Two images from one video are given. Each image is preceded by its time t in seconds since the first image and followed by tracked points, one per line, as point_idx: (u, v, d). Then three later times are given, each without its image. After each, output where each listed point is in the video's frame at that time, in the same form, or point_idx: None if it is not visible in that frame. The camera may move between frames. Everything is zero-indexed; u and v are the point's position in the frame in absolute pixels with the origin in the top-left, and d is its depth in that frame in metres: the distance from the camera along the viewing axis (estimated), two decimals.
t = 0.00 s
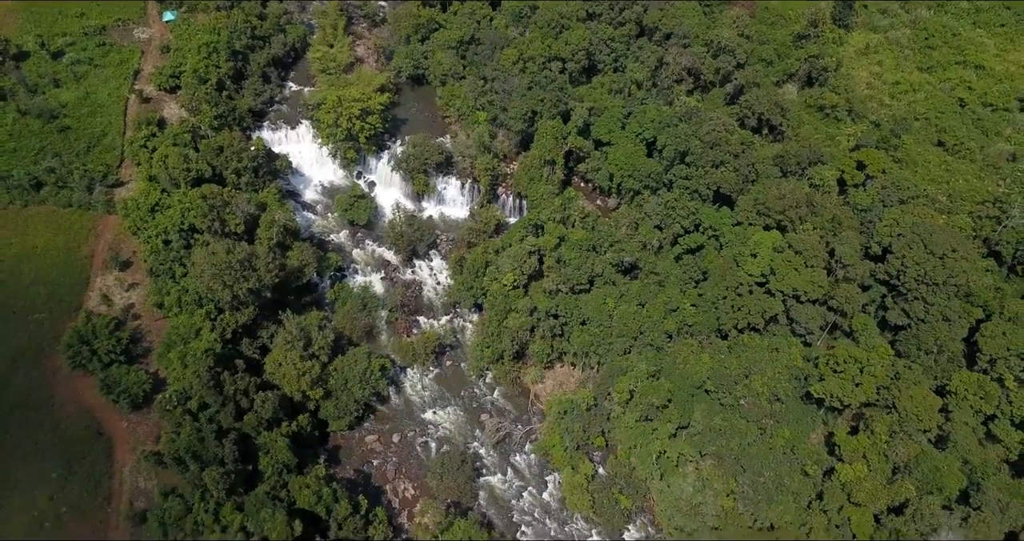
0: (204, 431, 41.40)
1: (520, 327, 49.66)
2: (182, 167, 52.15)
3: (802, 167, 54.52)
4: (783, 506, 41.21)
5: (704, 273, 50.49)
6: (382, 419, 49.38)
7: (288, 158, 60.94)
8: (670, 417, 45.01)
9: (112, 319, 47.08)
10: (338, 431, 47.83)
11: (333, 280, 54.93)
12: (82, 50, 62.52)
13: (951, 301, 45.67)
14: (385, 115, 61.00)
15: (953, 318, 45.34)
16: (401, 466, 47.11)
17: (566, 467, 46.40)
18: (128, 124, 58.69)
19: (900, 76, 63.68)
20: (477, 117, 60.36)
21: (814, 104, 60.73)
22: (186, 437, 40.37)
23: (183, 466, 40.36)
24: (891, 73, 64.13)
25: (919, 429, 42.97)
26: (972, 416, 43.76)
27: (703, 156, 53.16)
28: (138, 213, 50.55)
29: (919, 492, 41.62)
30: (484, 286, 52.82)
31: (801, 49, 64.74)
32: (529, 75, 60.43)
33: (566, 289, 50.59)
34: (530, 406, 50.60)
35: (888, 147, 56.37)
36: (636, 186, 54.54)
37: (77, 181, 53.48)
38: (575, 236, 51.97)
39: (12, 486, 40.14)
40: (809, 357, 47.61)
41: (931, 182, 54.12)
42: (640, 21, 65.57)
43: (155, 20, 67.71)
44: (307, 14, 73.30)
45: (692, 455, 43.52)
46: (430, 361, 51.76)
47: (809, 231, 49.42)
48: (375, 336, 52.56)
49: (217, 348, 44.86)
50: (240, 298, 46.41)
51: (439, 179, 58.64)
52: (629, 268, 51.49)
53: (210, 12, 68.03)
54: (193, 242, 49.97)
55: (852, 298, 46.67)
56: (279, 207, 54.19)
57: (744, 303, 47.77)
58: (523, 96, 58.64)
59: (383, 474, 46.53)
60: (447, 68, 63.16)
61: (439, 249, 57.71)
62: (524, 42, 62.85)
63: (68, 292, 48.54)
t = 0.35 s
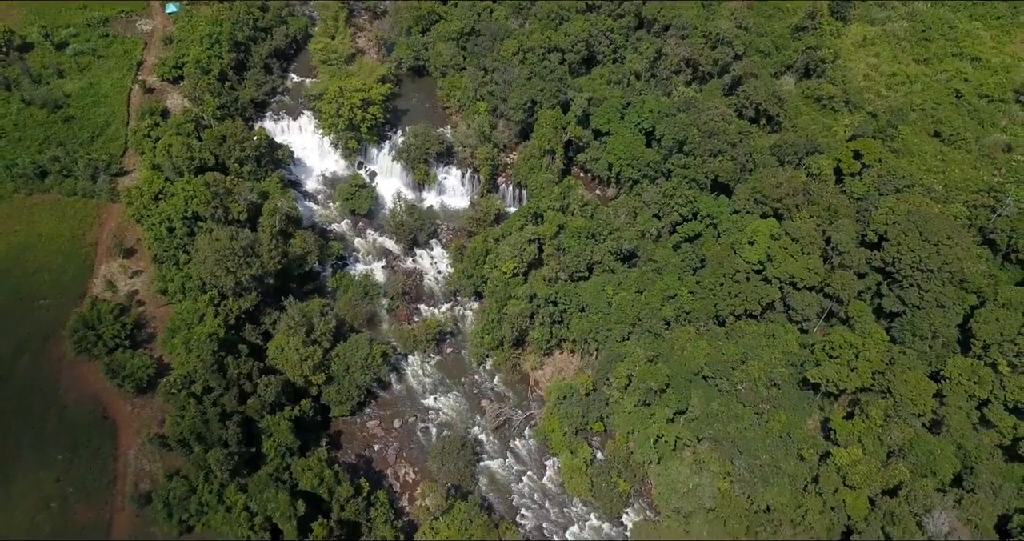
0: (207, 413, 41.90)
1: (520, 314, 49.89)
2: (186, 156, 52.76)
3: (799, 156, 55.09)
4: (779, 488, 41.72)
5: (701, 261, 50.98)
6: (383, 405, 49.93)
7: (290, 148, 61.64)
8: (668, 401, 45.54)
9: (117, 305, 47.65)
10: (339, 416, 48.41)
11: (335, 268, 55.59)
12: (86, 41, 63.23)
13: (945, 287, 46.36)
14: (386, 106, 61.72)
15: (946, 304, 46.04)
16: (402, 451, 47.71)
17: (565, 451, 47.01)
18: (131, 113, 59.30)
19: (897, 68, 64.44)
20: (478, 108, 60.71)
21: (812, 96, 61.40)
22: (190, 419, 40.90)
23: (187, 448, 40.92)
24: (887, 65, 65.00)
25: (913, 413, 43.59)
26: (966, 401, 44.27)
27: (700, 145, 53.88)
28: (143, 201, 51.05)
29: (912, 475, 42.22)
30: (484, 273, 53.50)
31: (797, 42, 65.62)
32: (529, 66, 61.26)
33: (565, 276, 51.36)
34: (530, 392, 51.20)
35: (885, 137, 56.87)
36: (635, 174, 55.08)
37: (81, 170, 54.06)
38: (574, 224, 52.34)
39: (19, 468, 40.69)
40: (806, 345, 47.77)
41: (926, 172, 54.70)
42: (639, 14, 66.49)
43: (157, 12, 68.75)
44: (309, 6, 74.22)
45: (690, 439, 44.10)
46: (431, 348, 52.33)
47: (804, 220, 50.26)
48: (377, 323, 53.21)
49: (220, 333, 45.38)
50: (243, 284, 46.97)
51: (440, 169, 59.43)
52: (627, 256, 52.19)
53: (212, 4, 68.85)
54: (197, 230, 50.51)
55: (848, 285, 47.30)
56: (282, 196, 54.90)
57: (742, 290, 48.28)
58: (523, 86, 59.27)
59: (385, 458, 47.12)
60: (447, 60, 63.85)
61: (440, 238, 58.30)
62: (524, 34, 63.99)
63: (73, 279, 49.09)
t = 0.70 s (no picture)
0: (211, 398, 42.41)
1: (520, 302, 50.40)
2: (189, 146, 53.31)
3: (796, 147, 55.97)
4: (775, 472, 42.27)
5: (699, 250, 51.40)
6: (384, 392, 50.39)
7: (292, 139, 62.03)
8: (665, 388, 46.22)
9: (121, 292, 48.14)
10: (341, 403, 48.92)
11: (337, 258, 56.18)
12: (89, 34, 63.81)
13: (941, 276, 46.83)
14: (387, 98, 62.16)
15: (942, 292, 46.45)
16: (404, 437, 48.24)
17: (564, 437, 47.55)
18: (135, 104, 59.78)
19: (895, 61, 65.01)
20: (478, 99, 61.33)
21: (810, 88, 62.02)
22: (195, 404, 41.38)
23: (191, 432, 41.33)
24: (885, 58, 65.59)
25: (908, 399, 44.01)
26: (961, 388, 44.72)
27: (698, 135, 54.62)
28: (147, 190, 51.79)
29: (908, 460, 42.76)
30: (484, 262, 54.06)
31: (796, 35, 66.20)
32: (528, 58, 61.82)
33: (564, 266, 51.79)
34: (530, 380, 51.74)
35: (881, 128, 57.44)
36: (634, 165, 55.76)
37: (85, 160, 54.57)
38: (573, 214, 53.09)
39: (25, 452, 41.14)
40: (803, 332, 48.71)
41: (922, 163, 55.36)
42: (638, 7, 67.17)
43: (159, 6, 69.29)
44: None
45: (688, 426, 45.14)
46: (432, 336, 52.85)
47: (802, 210, 50.62)
48: (378, 311, 53.67)
49: (224, 320, 45.95)
50: (247, 271, 47.43)
51: (441, 160, 59.71)
52: (626, 245, 52.54)
53: None
54: (200, 219, 50.93)
55: (845, 273, 47.76)
56: (284, 186, 55.42)
57: (740, 278, 48.69)
58: (523, 77, 60.18)
59: (386, 445, 47.66)
60: (448, 52, 64.32)
61: (441, 229, 58.79)
62: (524, 26, 64.89)
63: (77, 267, 49.58)
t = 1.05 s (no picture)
0: (215, 382, 42.92)
1: (520, 289, 51.24)
2: (192, 136, 53.87)
3: (794, 137, 56.76)
4: (772, 455, 42.71)
5: (698, 238, 51.75)
6: (386, 379, 50.97)
7: (294, 130, 62.57)
8: (664, 374, 47.06)
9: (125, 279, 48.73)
10: (343, 389, 49.49)
11: (339, 247, 56.80)
12: (93, 25, 64.36)
13: (936, 263, 47.48)
14: (388, 89, 62.63)
15: (936, 278, 47.19)
16: (405, 422, 48.83)
17: (564, 422, 48.05)
18: (138, 95, 60.36)
19: (892, 53, 65.62)
20: (478, 90, 61.95)
21: (807, 79, 62.64)
22: (199, 387, 41.92)
23: (195, 415, 41.91)
24: (882, 50, 66.28)
25: (903, 383, 44.52)
26: (956, 374, 45.05)
27: (698, 125, 54.92)
28: (149, 179, 51.64)
29: (903, 443, 43.40)
30: (484, 251, 54.61)
31: (794, 26, 66.74)
32: (528, 48, 62.58)
33: (563, 254, 52.48)
34: (529, 366, 52.35)
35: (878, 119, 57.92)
36: (632, 155, 56.47)
37: (88, 149, 55.04)
38: (572, 202, 53.57)
39: (31, 434, 41.73)
40: (800, 319, 49.24)
41: (918, 153, 55.69)
42: None
43: None
44: None
45: (686, 410, 45.84)
46: (433, 324, 53.37)
47: (799, 198, 51.34)
48: (379, 299, 54.22)
49: (228, 306, 46.62)
50: (250, 258, 47.97)
51: (442, 150, 60.32)
52: (624, 234, 53.18)
53: None
54: (204, 207, 51.35)
55: (840, 260, 48.14)
56: (287, 175, 56.14)
57: (736, 265, 49.18)
58: (523, 67, 60.63)
59: (387, 430, 48.21)
60: (448, 44, 65.33)
61: (441, 218, 59.31)
62: (524, 18, 65.40)
63: (82, 253, 50.16)
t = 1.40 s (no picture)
0: (219, 367, 43.46)
1: (520, 277, 51.80)
2: (195, 126, 54.44)
3: (792, 128, 57.37)
4: (769, 440, 43.33)
5: (696, 228, 52.03)
6: (387, 367, 51.47)
7: (296, 122, 62.96)
8: (663, 361, 47.81)
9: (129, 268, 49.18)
10: (345, 377, 49.95)
11: (340, 237, 57.29)
12: (96, 18, 65.13)
13: (932, 252, 47.94)
14: (389, 81, 63.16)
15: (933, 267, 47.52)
16: (405, 410, 49.28)
17: (564, 409, 48.69)
18: (141, 87, 61.11)
19: (889, 46, 66.30)
20: (479, 82, 62.86)
21: (805, 71, 63.30)
22: (203, 372, 42.55)
23: (198, 400, 42.42)
24: (880, 43, 67.02)
25: (900, 370, 45.01)
26: (951, 361, 45.48)
27: (697, 115, 55.15)
28: (153, 169, 52.41)
29: (899, 430, 43.80)
30: (485, 240, 55.16)
31: (792, 19, 67.38)
32: (528, 40, 63.49)
33: (563, 244, 53.12)
34: (530, 354, 52.93)
35: (876, 110, 58.39)
36: (632, 145, 57.02)
37: (92, 140, 55.62)
38: (572, 192, 53.89)
39: (37, 419, 42.20)
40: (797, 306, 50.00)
41: (915, 144, 56.16)
42: None
43: None
44: None
45: (683, 397, 46.47)
46: (434, 313, 53.96)
47: (796, 187, 52.12)
48: (381, 288, 54.74)
49: (231, 293, 47.14)
50: (253, 246, 48.44)
51: (443, 142, 60.83)
52: (623, 223, 53.95)
53: None
54: (207, 197, 51.78)
55: (837, 249, 48.73)
56: (289, 165, 56.80)
57: (734, 254, 49.71)
58: (523, 59, 61.44)
59: (389, 417, 48.65)
60: (449, 36, 66.39)
61: (441, 209, 59.70)
62: (524, 11, 66.41)
63: (86, 242, 50.69)
